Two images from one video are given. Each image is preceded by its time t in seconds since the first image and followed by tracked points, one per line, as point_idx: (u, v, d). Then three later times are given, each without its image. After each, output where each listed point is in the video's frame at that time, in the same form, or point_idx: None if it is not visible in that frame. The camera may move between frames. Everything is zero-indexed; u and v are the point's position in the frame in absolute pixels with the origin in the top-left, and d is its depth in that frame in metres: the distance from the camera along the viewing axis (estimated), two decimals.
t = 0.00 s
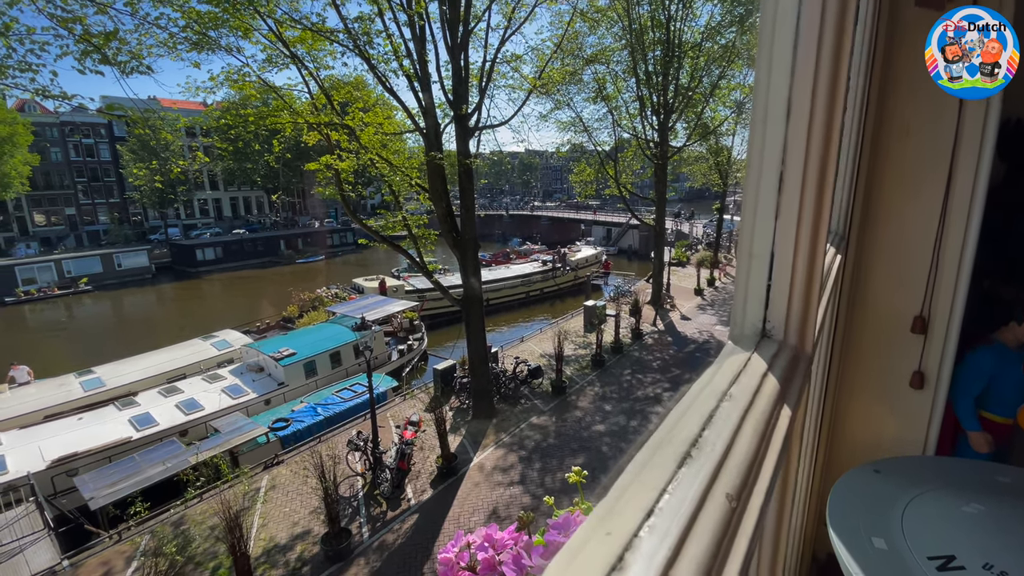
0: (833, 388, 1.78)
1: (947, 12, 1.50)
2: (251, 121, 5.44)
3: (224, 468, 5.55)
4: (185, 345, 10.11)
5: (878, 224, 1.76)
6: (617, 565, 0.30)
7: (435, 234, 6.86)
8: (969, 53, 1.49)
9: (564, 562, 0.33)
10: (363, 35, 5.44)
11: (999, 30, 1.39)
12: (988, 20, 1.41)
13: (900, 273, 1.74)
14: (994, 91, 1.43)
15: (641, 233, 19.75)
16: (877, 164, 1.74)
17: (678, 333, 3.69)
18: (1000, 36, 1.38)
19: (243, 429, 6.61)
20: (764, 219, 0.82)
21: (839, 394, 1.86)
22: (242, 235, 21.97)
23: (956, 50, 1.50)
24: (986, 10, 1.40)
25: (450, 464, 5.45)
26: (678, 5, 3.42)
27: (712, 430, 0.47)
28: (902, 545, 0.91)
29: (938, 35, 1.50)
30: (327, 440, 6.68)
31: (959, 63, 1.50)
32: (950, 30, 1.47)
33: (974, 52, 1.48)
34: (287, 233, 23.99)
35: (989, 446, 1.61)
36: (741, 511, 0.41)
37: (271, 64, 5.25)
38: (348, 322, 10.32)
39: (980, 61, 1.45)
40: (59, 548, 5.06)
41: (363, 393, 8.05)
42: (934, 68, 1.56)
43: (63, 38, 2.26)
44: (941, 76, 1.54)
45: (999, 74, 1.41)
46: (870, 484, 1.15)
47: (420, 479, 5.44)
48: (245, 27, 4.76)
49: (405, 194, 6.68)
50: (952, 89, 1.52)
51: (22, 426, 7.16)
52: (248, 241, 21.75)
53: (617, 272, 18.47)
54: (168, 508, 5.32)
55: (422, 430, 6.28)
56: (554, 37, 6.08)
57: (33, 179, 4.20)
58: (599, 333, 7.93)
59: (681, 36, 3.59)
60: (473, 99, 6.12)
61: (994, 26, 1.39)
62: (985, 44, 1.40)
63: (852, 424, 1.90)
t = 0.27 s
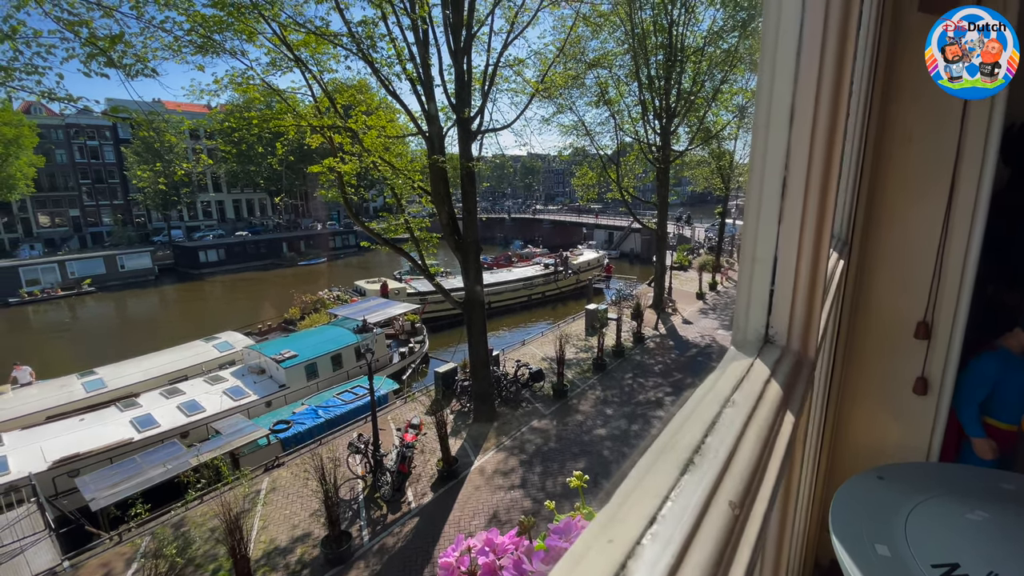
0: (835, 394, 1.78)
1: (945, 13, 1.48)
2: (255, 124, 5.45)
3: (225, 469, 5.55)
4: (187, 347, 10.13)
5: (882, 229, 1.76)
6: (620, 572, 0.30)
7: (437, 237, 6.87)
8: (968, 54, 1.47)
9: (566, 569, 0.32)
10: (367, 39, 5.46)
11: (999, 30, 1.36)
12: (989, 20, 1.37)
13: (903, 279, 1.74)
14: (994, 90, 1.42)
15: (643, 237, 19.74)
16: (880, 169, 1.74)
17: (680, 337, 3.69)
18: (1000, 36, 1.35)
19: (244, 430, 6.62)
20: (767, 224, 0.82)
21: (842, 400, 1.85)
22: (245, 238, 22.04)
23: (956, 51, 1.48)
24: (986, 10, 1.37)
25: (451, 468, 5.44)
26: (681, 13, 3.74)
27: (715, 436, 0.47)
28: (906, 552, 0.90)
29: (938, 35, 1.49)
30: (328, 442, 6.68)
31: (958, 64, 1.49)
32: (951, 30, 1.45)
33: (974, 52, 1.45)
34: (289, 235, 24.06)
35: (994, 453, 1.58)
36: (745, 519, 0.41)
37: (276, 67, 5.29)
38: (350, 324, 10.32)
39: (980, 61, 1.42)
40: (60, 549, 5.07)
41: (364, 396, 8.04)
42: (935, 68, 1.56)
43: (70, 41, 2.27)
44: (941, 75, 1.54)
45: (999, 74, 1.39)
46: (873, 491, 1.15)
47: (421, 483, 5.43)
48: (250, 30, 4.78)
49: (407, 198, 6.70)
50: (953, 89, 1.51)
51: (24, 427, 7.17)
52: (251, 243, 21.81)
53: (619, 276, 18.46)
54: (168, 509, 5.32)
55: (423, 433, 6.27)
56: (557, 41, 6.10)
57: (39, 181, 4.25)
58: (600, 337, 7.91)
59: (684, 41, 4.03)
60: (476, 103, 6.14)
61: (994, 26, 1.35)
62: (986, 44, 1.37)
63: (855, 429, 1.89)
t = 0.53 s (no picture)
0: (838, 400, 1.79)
1: (945, 12, 1.45)
2: (259, 128, 5.47)
3: (226, 472, 5.55)
4: (190, 349, 10.15)
5: (884, 236, 1.77)
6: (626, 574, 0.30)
7: (440, 240, 6.88)
8: (969, 53, 1.46)
9: (570, 569, 0.33)
10: (371, 43, 5.49)
11: (999, 30, 1.35)
12: (988, 20, 1.36)
13: (906, 284, 1.74)
14: (994, 90, 1.42)
15: (645, 242, 19.75)
16: (883, 175, 1.75)
17: (681, 342, 3.68)
18: (1000, 36, 1.35)
19: (246, 433, 6.64)
20: (770, 229, 0.82)
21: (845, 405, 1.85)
22: (248, 240, 22.11)
23: (956, 50, 1.46)
24: (986, 10, 1.35)
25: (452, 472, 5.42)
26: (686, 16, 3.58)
27: (719, 440, 0.47)
28: (909, 559, 0.90)
29: (938, 35, 1.47)
30: (329, 446, 6.68)
31: (958, 64, 1.47)
32: (950, 30, 1.43)
33: (974, 51, 1.44)
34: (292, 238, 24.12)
35: (997, 460, 1.59)
36: (748, 522, 0.41)
37: (280, 71, 5.32)
38: (352, 327, 10.33)
39: (980, 61, 1.42)
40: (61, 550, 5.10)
41: (366, 399, 8.04)
42: (934, 68, 1.55)
43: (76, 44, 2.29)
44: (941, 75, 1.53)
45: (999, 74, 1.38)
46: (876, 497, 1.14)
47: (422, 486, 5.42)
48: (255, 35, 4.82)
49: (410, 201, 6.72)
50: (953, 88, 1.51)
51: (26, 428, 7.19)
52: (254, 246, 21.87)
53: (621, 280, 18.45)
54: (169, 512, 5.31)
55: (424, 437, 6.26)
56: (560, 46, 6.12)
57: (46, 184, 4.28)
58: (602, 341, 7.90)
59: (687, 46, 3.89)
60: (479, 107, 6.16)
61: (994, 26, 1.34)
62: (986, 45, 1.36)
63: (858, 435, 1.89)
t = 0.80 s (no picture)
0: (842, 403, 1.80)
1: (945, 13, 1.50)
2: (263, 131, 5.61)
3: (228, 474, 5.56)
4: (193, 351, 10.18)
5: (889, 240, 1.78)
6: (638, 558, 0.31)
7: (443, 244, 6.89)
8: (968, 53, 1.51)
9: (583, 556, 0.34)
10: (376, 48, 5.54)
11: (999, 30, 1.40)
12: (988, 20, 1.42)
13: (910, 288, 1.75)
14: (993, 90, 1.45)
15: (647, 247, 19.75)
16: (886, 179, 1.76)
17: (685, 347, 3.67)
18: (1000, 36, 1.40)
19: (248, 436, 6.66)
20: (776, 231, 0.82)
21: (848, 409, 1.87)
22: (251, 243, 22.20)
23: (956, 50, 1.51)
24: (987, 10, 1.41)
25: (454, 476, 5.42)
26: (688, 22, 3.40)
27: (726, 435, 0.48)
28: (913, 563, 0.90)
29: (938, 35, 1.51)
30: (331, 449, 6.68)
31: (958, 64, 1.52)
32: (950, 30, 1.47)
33: (974, 51, 1.49)
34: (296, 241, 24.20)
35: (1001, 465, 1.58)
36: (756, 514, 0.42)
37: (286, 76, 5.36)
38: (355, 330, 10.36)
39: (980, 61, 1.46)
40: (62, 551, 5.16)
41: (368, 402, 8.04)
42: (934, 67, 1.59)
43: (83, 47, 2.32)
44: (941, 74, 1.57)
45: (999, 74, 1.41)
46: (880, 502, 1.14)
47: (423, 491, 5.41)
48: (261, 39, 4.86)
49: (413, 205, 6.75)
50: (952, 88, 1.54)
51: (30, 429, 7.21)
52: (257, 249, 21.96)
53: (623, 285, 18.45)
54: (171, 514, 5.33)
55: (426, 441, 6.26)
56: (564, 52, 6.15)
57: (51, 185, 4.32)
58: (604, 346, 7.90)
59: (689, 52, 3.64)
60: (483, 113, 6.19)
61: (995, 26, 1.40)
62: (986, 44, 1.41)
63: (863, 439, 1.91)
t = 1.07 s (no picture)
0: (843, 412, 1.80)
1: (946, 12, 1.51)
2: (269, 135, 5.52)
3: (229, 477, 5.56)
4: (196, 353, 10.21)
5: (891, 248, 1.79)
6: (632, 573, 0.32)
7: (445, 249, 6.90)
8: (968, 53, 1.52)
9: (578, 569, 0.34)
10: (380, 53, 5.58)
11: (999, 30, 1.41)
12: (988, 20, 1.43)
13: (912, 298, 1.76)
14: (994, 90, 1.46)
15: (650, 252, 19.73)
16: (889, 188, 1.78)
17: (688, 353, 3.66)
18: (1000, 36, 1.41)
19: (250, 438, 6.67)
20: (775, 243, 0.82)
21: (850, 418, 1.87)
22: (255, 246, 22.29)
23: (956, 51, 1.52)
24: (986, 10, 1.42)
25: (455, 481, 5.41)
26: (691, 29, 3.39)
27: (723, 448, 0.48)
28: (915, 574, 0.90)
29: (938, 35, 1.53)
30: (332, 452, 6.68)
31: (958, 64, 1.53)
32: (950, 30, 1.49)
33: (974, 51, 1.50)
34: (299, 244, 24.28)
35: (1005, 476, 1.57)
36: (751, 528, 0.42)
37: (290, 80, 5.39)
38: (357, 334, 10.37)
39: (980, 62, 1.48)
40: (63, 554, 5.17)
41: (369, 406, 8.04)
42: (935, 68, 1.61)
43: (89, 51, 2.34)
44: (942, 75, 1.59)
45: (999, 74, 1.43)
46: (882, 511, 1.14)
47: (424, 495, 5.40)
48: (266, 44, 4.89)
49: (417, 209, 6.76)
50: (953, 89, 1.56)
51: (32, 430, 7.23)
52: (261, 252, 22.04)
53: (626, 290, 18.43)
54: (172, 516, 5.33)
55: (427, 445, 6.25)
56: (568, 58, 6.17)
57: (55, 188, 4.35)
58: (607, 351, 7.88)
59: (693, 58, 3.65)
60: (487, 117, 6.21)
61: (994, 26, 1.41)
62: (986, 44, 1.42)
63: (865, 448, 1.91)
